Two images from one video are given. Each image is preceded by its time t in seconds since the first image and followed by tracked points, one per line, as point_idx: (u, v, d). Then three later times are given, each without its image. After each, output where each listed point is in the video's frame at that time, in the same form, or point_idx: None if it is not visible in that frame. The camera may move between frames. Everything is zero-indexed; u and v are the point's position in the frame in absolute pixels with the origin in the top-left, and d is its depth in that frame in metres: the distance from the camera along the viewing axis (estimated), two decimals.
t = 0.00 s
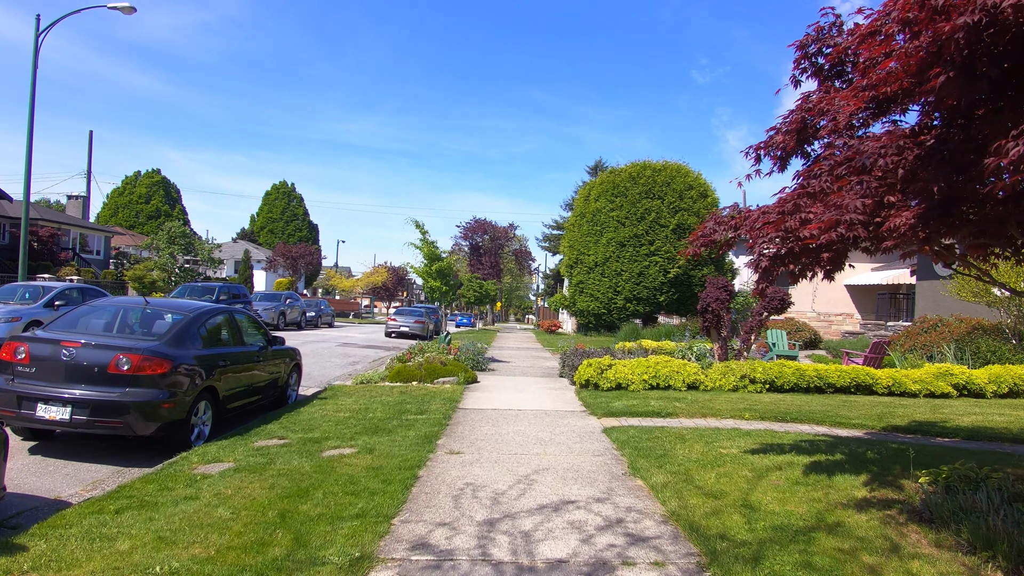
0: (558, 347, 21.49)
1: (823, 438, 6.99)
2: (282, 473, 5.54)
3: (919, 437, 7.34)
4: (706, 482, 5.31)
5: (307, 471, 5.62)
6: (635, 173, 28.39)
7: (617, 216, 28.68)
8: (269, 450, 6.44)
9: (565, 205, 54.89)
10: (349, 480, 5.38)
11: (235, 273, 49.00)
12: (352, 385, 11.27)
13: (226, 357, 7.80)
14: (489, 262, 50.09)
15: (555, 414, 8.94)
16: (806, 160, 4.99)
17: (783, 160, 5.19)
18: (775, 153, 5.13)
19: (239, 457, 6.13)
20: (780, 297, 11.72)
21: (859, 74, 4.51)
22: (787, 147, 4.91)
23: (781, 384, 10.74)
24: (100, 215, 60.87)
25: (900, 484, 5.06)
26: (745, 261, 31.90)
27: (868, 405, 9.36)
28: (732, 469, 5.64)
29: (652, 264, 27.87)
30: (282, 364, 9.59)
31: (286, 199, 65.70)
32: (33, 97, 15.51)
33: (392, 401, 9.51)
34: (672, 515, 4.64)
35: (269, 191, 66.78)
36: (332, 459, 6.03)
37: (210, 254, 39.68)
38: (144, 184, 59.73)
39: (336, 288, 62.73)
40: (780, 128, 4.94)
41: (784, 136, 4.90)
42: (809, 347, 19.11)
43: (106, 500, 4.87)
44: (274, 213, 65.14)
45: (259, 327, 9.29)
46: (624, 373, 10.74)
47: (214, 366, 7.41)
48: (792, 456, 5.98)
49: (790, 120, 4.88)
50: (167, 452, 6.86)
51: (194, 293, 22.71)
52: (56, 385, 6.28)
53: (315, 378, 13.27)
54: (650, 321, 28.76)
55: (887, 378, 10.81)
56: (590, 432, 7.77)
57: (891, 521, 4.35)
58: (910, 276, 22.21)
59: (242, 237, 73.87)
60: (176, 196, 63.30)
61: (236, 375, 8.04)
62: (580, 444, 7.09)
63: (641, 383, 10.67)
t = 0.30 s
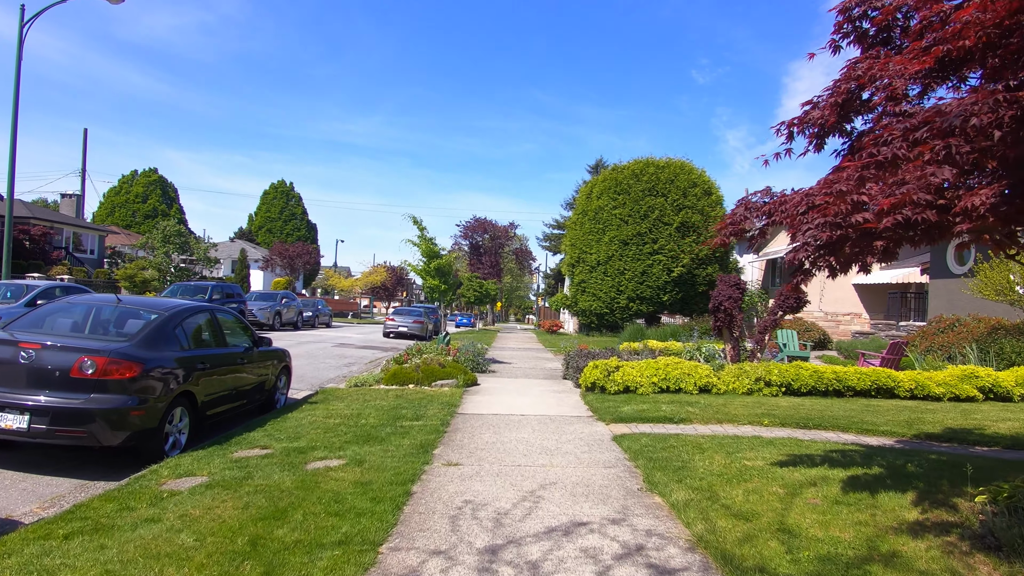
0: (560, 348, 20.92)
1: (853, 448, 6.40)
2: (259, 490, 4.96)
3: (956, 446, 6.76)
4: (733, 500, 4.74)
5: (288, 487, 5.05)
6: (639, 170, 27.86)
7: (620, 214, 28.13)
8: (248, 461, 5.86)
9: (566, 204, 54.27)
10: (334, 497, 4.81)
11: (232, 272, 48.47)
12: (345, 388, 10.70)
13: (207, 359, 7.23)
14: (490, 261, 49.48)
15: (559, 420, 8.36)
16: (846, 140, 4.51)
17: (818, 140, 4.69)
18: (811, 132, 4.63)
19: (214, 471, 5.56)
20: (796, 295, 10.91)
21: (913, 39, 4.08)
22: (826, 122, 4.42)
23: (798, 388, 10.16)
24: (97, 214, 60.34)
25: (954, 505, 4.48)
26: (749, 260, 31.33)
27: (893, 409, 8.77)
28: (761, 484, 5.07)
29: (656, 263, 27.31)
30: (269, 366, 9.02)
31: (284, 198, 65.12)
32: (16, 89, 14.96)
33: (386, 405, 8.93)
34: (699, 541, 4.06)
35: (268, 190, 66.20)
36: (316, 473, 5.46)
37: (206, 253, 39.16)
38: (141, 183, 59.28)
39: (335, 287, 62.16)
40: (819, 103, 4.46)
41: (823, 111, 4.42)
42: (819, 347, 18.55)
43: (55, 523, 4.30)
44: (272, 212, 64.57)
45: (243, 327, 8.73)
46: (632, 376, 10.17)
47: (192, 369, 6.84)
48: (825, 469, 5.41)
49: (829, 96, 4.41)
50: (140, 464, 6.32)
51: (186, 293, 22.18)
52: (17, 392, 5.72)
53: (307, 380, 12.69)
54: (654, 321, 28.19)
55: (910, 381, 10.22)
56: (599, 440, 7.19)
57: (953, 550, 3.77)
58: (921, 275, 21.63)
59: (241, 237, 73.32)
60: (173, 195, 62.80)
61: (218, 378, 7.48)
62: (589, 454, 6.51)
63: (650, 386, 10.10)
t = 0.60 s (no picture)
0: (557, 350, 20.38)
1: (879, 463, 5.88)
2: (224, 518, 4.41)
3: (988, 461, 6.25)
4: (757, 529, 4.23)
5: (258, 514, 4.50)
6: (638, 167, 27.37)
7: (619, 212, 27.61)
8: (218, 482, 5.33)
9: (563, 203, 53.69)
10: (309, 527, 4.26)
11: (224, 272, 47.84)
12: (332, 394, 10.15)
13: (176, 366, 6.71)
14: (486, 261, 48.89)
15: (559, 430, 7.83)
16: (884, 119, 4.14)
17: (853, 120, 4.26)
18: (846, 111, 4.23)
19: (178, 495, 5.01)
20: (808, 295, 10.36)
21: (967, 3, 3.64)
22: (865, 100, 4.04)
23: (810, 393, 9.63)
24: (88, 213, 59.57)
25: (1009, 536, 3.97)
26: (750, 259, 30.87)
27: (913, 417, 8.25)
28: (787, 509, 4.55)
29: (655, 263, 26.80)
30: (249, 372, 8.47)
31: (279, 197, 64.41)
32: None
33: (375, 414, 8.39)
34: None
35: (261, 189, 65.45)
36: (291, 496, 4.93)
37: (197, 252, 38.54)
38: (133, 182, 58.60)
39: (330, 287, 61.52)
40: (856, 79, 4.10)
41: (861, 88, 4.04)
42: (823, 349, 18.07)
43: None
44: (266, 211, 63.87)
45: (219, 328, 8.18)
46: (636, 381, 9.63)
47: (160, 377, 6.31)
48: (856, 491, 4.89)
49: (869, 70, 4.03)
50: (100, 483, 5.81)
51: (174, 293, 21.63)
52: None
53: (295, 385, 12.13)
54: (653, 321, 27.67)
55: (927, 386, 9.70)
56: (602, 454, 6.67)
57: None
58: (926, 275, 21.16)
59: (235, 236, 72.63)
60: (166, 194, 62.10)
61: (189, 387, 6.95)
62: (592, 471, 6.00)
63: (654, 392, 9.57)
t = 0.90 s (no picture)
0: (553, 351, 19.82)
1: (911, 477, 5.35)
2: (175, 550, 3.84)
3: None
4: (790, 561, 3.68)
5: (217, 544, 3.94)
6: (635, 164, 26.91)
7: (616, 210, 27.07)
8: (176, 505, 4.75)
9: (558, 202, 53.17)
10: (271, 560, 3.69)
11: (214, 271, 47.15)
12: (316, 399, 9.56)
13: (137, 371, 6.16)
14: (480, 260, 48.33)
15: (557, 438, 7.28)
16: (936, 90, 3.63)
17: (897, 94, 3.75)
18: (890, 83, 3.72)
19: (128, 521, 4.44)
20: (818, 294, 9.74)
21: None
22: (918, 67, 3.55)
23: (823, 398, 9.08)
24: (77, 211, 58.73)
25: None
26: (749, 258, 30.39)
27: (934, 423, 7.73)
28: (820, 536, 4.00)
29: (653, 262, 26.31)
30: (223, 377, 7.90)
31: (271, 196, 63.71)
32: None
33: (360, 421, 7.81)
34: None
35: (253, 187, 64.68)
36: (256, 521, 4.36)
37: (186, 251, 37.89)
38: (123, 180, 57.87)
39: (322, 287, 60.84)
40: (906, 44, 3.60)
41: (913, 53, 3.55)
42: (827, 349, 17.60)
43: None
44: (258, 210, 63.12)
45: (190, 329, 7.62)
46: (638, 386, 9.08)
47: (116, 384, 5.76)
48: (895, 512, 4.34)
49: (923, 34, 3.54)
50: (50, 503, 5.26)
51: (158, 292, 21.04)
52: None
53: (278, 389, 11.54)
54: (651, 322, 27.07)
55: (945, 389, 9.18)
56: (606, 467, 6.12)
57: None
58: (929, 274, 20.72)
59: (227, 236, 71.90)
60: (156, 192, 61.32)
61: (153, 393, 6.39)
62: (595, 487, 5.45)
63: (658, 396, 9.03)
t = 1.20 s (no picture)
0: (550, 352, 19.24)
1: (958, 496, 4.80)
2: None
3: None
4: None
5: None
6: (633, 162, 26.40)
7: (614, 208, 26.50)
8: (129, 534, 4.16)
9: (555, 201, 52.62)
10: None
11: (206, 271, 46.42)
12: (300, 406, 8.95)
13: (98, 376, 5.59)
14: (476, 260, 47.74)
15: (560, 449, 6.72)
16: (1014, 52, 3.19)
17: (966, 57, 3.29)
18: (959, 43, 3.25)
19: (71, 554, 3.86)
20: (834, 293, 9.16)
21: None
22: (1000, 23, 3.07)
23: (840, 404, 8.54)
24: (67, 210, 57.89)
25: None
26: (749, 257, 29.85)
27: (965, 432, 7.20)
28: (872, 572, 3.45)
29: (652, 261, 25.73)
30: (197, 383, 7.31)
31: (264, 195, 62.97)
32: None
33: (346, 430, 7.23)
34: None
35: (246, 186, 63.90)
36: (218, 554, 3.78)
37: (176, 250, 37.18)
38: (114, 179, 57.09)
39: (316, 287, 60.13)
40: None
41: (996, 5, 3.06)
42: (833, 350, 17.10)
43: None
44: (251, 209, 62.36)
45: (159, 330, 7.03)
46: (645, 391, 8.52)
47: (71, 392, 5.17)
48: (953, 542, 3.79)
49: None
50: None
51: (144, 292, 20.39)
52: None
53: (264, 394, 10.94)
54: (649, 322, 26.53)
55: (969, 393, 8.65)
56: (615, 483, 5.56)
57: None
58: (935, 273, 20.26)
59: (220, 235, 71.09)
60: (147, 191, 60.51)
61: (115, 402, 5.79)
62: (605, 507, 4.88)
63: (665, 402, 8.46)
